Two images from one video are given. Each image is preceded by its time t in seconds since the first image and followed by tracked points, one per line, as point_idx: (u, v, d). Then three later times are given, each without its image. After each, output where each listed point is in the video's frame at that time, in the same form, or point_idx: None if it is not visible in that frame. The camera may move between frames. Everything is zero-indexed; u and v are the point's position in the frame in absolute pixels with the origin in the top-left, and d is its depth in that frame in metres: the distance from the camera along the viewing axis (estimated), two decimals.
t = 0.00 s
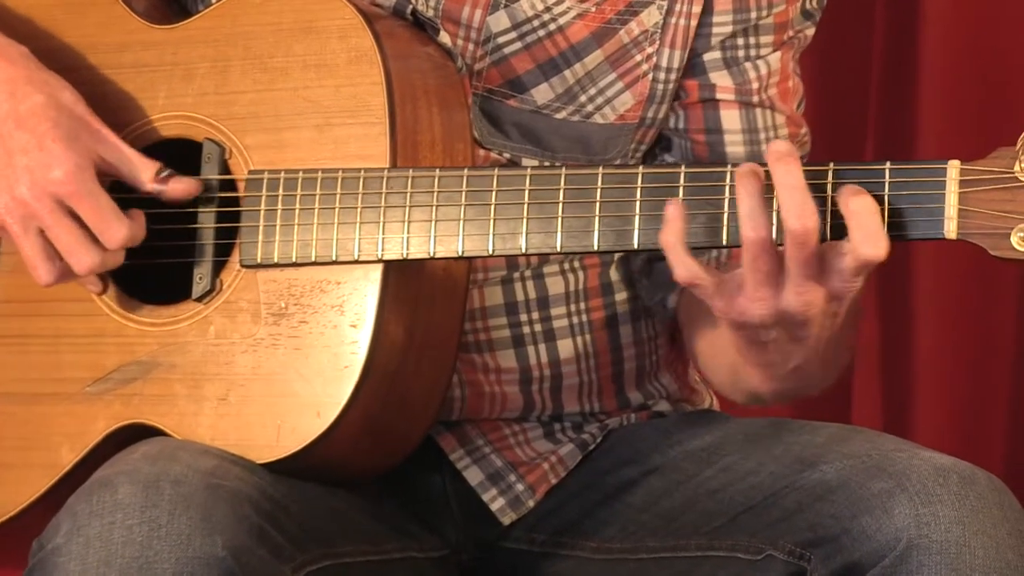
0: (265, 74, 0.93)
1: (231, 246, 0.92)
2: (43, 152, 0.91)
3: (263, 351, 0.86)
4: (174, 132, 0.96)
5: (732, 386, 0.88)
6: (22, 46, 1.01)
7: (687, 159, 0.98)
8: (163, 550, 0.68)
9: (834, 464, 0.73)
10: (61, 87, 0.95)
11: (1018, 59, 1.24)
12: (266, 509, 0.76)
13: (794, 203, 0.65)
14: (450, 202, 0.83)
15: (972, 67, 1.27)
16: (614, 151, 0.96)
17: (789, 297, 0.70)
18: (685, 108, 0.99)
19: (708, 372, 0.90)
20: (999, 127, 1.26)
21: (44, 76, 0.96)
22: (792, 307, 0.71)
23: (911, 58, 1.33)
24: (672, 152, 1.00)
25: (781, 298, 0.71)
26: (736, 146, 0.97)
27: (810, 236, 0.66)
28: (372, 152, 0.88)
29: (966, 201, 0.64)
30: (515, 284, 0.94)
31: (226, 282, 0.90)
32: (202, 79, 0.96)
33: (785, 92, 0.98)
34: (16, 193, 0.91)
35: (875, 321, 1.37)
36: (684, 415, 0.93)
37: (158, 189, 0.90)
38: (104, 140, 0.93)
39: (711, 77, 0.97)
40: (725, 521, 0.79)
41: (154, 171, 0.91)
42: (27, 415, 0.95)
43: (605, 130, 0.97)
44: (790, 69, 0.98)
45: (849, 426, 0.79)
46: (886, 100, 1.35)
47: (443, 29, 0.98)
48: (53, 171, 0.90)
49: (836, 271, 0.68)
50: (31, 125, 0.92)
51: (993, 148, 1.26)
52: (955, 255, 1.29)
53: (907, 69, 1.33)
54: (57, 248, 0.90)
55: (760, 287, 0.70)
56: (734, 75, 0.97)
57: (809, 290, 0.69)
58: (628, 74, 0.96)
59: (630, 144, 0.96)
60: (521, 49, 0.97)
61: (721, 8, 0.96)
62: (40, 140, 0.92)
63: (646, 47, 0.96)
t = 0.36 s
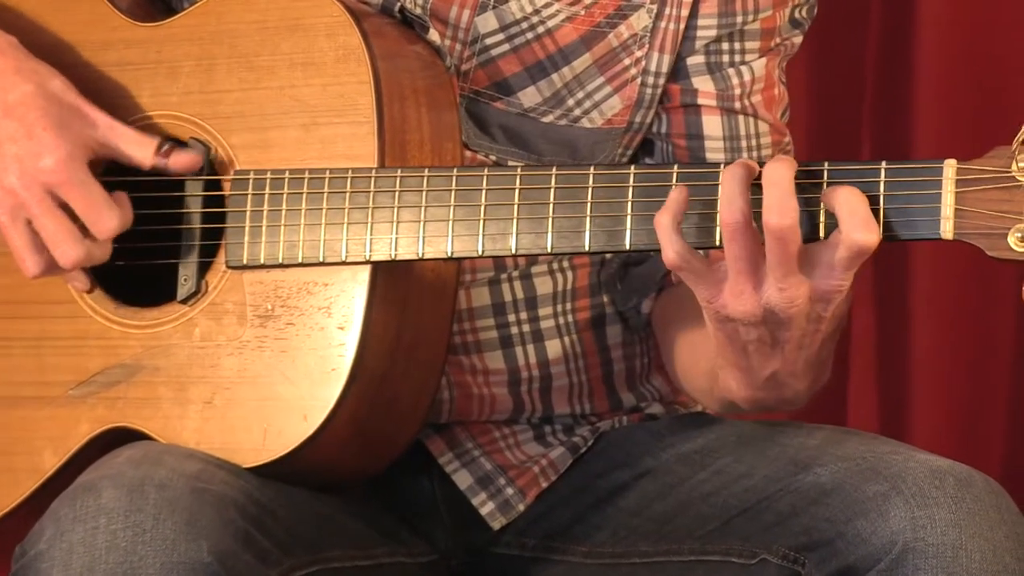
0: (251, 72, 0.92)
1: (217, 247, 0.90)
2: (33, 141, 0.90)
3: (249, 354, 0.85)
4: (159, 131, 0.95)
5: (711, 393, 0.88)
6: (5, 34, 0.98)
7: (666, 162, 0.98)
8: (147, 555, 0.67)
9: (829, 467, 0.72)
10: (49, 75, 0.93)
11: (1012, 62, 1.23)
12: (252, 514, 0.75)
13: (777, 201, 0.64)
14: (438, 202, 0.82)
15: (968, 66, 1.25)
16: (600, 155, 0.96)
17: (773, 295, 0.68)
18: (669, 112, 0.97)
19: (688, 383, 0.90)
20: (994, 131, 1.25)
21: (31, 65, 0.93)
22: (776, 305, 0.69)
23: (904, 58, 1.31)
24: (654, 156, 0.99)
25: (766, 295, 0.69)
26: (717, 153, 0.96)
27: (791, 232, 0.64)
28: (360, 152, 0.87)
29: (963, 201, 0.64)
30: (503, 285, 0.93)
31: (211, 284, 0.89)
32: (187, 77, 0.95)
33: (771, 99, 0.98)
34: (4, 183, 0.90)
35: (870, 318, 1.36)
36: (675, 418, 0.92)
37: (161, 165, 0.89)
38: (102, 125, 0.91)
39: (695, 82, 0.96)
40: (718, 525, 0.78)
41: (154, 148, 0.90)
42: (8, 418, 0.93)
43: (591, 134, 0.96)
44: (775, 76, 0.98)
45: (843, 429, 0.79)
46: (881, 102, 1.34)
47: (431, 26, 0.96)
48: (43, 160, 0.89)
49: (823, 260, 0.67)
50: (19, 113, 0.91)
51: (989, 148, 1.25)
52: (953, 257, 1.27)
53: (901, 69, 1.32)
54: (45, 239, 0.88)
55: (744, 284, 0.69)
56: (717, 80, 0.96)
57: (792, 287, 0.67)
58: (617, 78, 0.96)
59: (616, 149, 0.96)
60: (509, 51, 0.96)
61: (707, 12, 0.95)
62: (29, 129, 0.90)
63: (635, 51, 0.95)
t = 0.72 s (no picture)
0: (236, 69, 0.91)
1: (200, 246, 0.89)
2: (10, 141, 0.88)
3: (233, 355, 0.84)
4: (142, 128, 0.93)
5: (703, 395, 0.87)
6: None
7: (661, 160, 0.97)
8: (129, 559, 0.65)
9: (821, 470, 0.72)
10: (26, 73, 0.91)
11: (1008, 61, 1.23)
12: (236, 517, 0.74)
13: (774, 196, 0.63)
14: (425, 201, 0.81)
15: (962, 63, 1.26)
16: (590, 152, 0.95)
17: (764, 294, 0.68)
18: (661, 109, 0.97)
19: (681, 385, 0.89)
20: (990, 129, 1.25)
21: (10, 62, 0.92)
22: (768, 305, 0.68)
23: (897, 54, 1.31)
24: (647, 154, 0.98)
25: (758, 294, 0.68)
26: (711, 150, 0.96)
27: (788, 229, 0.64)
28: (346, 150, 0.85)
29: (957, 199, 0.63)
30: (490, 285, 0.92)
31: (195, 284, 0.87)
32: (171, 74, 0.94)
33: (765, 95, 0.97)
34: None
35: (862, 316, 1.34)
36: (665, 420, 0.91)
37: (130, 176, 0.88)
38: (74, 130, 0.90)
39: (688, 78, 0.96)
40: (709, 528, 0.78)
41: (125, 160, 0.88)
42: None
43: (581, 130, 0.95)
44: (768, 71, 0.97)
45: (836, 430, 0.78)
46: (875, 97, 1.33)
47: (418, 23, 0.95)
48: (19, 159, 0.88)
49: (817, 259, 0.66)
50: None
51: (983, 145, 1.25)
52: (947, 255, 1.27)
53: (894, 65, 1.31)
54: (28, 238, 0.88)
55: (736, 282, 0.68)
56: (711, 76, 0.95)
57: (784, 287, 0.67)
58: (607, 74, 0.94)
59: (606, 146, 0.95)
60: (497, 48, 0.95)
61: (699, 7, 0.94)
62: (6, 128, 0.89)
63: (625, 47, 0.94)
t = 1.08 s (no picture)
0: (213, 68, 0.89)
1: (177, 247, 0.88)
2: None
3: (210, 357, 0.82)
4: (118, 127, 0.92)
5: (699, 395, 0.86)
6: None
7: (653, 156, 0.96)
8: (103, 566, 0.64)
9: (807, 475, 0.71)
10: None
11: (996, 54, 1.20)
12: (212, 523, 0.72)
13: (757, 206, 0.62)
14: (405, 202, 0.80)
15: (950, 59, 1.22)
16: (575, 148, 0.93)
17: (754, 302, 0.67)
18: (651, 104, 0.95)
19: (676, 384, 0.88)
20: (982, 120, 1.21)
21: None
22: (758, 312, 0.67)
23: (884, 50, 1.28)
24: (637, 149, 0.97)
25: (746, 302, 0.67)
26: (703, 144, 0.94)
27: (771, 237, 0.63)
28: (324, 149, 0.84)
29: (945, 200, 0.62)
30: (472, 287, 0.91)
31: (171, 285, 0.86)
32: (147, 72, 0.92)
33: (756, 86, 0.95)
34: None
35: (849, 316, 1.33)
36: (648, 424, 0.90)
37: (100, 167, 0.86)
38: (47, 117, 0.88)
39: (678, 71, 0.94)
40: (694, 534, 0.77)
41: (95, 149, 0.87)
42: None
43: (567, 127, 0.93)
44: (759, 63, 0.96)
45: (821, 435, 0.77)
46: (863, 89, 1.30)
47: (398, 21, 0.94)
48: None
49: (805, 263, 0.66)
50: None
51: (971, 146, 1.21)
52: (933, 256, 1.26)
53: (881, 61, 1.28)
54: None
55: (724, 292, 0.68)
56: (703, 69, 0.94)
57: (773, 293, 0.66)
58: (591, 70, 0.93)
59: (592, 142, 0.93)
60: (480, 44, 0.94)
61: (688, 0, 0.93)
62: None
63: (609, 42, 0.92)
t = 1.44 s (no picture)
0: (191, 68, 0.88)
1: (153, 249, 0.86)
2: None
3: (185, 362, 0.81)
4: (94, 128, 0.90)
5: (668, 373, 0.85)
6: None
7: (642, 150, 0.94)
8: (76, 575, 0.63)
9: (791, 480, 0.70)
10: None
11: (980, 71, 1.25)
12: (188, 530, 0.71)
13: (673, 208, 0.64)
14: (386, 205, 0.78)
15: (933, 76, 1.27)
16: (564, 145, 0.92)
17: (683, 314, 0.67)
18: (639, 98, 0.93)
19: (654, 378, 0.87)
20: (963, 129, 1.26)
21: None
22: (687, 323, 0.68)
23: (869, 70, 1.32)
24: (624, 141, 0.95)
25: (680, 317, 0.68)
26: (692, 137, 0.92)
27: (691, 237, 0.64)
28: (304, 151, 0.83)
29: (933, 207, 0.61)
30: (457, 292, 0.90)
31: (147, 288, 0.85)
32: (125, 72, 0.91)
33: (744, 74, 0.94)
34: None
35: (832, 326, 1.33)
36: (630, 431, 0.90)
37: (62, 183, 0.85)
38: (8, 138, 0.87)
39: (668, 65, 0.92)
40: (675, 542, 0.76)
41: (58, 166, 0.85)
42: None
43: (554, 123, 0.92)
44: (747, 52, 0.94)
45: (804, 440, 0.77)
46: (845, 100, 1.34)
47: (379, 21, 0.92)
48: None
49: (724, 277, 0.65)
50: None
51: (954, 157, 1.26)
52: (918, 265, 1.26)
53: (865, 80, 1.33)
54: None
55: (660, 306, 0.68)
56: (693, 61, 0.92)
57: (702, 302, 0.66)
58: (579, 65, 0.92)
59: (579, 139, 0.91)
60: (464, 41, 0.92)
61: None
62: None
63: (595, 35, 0.91)
